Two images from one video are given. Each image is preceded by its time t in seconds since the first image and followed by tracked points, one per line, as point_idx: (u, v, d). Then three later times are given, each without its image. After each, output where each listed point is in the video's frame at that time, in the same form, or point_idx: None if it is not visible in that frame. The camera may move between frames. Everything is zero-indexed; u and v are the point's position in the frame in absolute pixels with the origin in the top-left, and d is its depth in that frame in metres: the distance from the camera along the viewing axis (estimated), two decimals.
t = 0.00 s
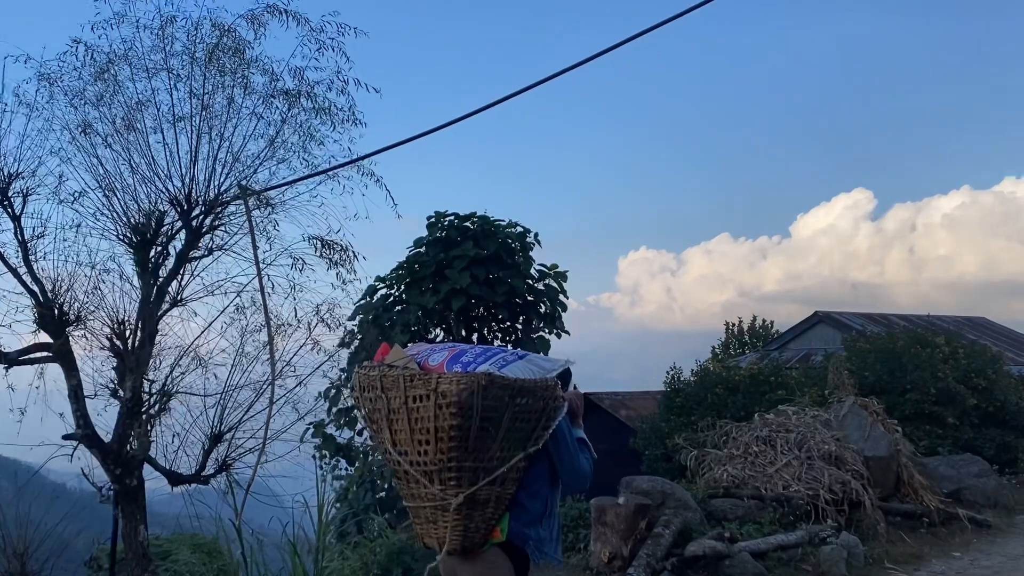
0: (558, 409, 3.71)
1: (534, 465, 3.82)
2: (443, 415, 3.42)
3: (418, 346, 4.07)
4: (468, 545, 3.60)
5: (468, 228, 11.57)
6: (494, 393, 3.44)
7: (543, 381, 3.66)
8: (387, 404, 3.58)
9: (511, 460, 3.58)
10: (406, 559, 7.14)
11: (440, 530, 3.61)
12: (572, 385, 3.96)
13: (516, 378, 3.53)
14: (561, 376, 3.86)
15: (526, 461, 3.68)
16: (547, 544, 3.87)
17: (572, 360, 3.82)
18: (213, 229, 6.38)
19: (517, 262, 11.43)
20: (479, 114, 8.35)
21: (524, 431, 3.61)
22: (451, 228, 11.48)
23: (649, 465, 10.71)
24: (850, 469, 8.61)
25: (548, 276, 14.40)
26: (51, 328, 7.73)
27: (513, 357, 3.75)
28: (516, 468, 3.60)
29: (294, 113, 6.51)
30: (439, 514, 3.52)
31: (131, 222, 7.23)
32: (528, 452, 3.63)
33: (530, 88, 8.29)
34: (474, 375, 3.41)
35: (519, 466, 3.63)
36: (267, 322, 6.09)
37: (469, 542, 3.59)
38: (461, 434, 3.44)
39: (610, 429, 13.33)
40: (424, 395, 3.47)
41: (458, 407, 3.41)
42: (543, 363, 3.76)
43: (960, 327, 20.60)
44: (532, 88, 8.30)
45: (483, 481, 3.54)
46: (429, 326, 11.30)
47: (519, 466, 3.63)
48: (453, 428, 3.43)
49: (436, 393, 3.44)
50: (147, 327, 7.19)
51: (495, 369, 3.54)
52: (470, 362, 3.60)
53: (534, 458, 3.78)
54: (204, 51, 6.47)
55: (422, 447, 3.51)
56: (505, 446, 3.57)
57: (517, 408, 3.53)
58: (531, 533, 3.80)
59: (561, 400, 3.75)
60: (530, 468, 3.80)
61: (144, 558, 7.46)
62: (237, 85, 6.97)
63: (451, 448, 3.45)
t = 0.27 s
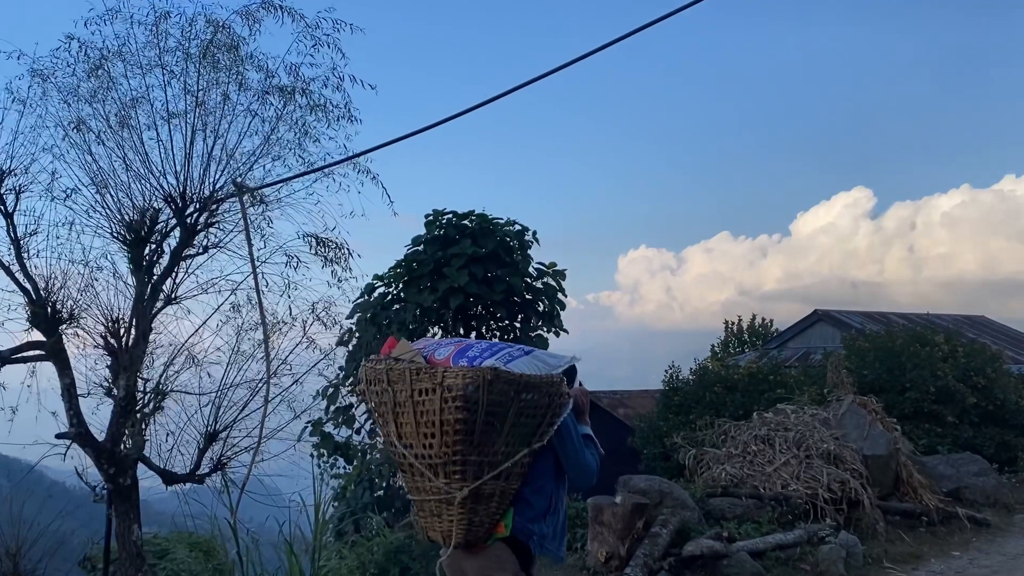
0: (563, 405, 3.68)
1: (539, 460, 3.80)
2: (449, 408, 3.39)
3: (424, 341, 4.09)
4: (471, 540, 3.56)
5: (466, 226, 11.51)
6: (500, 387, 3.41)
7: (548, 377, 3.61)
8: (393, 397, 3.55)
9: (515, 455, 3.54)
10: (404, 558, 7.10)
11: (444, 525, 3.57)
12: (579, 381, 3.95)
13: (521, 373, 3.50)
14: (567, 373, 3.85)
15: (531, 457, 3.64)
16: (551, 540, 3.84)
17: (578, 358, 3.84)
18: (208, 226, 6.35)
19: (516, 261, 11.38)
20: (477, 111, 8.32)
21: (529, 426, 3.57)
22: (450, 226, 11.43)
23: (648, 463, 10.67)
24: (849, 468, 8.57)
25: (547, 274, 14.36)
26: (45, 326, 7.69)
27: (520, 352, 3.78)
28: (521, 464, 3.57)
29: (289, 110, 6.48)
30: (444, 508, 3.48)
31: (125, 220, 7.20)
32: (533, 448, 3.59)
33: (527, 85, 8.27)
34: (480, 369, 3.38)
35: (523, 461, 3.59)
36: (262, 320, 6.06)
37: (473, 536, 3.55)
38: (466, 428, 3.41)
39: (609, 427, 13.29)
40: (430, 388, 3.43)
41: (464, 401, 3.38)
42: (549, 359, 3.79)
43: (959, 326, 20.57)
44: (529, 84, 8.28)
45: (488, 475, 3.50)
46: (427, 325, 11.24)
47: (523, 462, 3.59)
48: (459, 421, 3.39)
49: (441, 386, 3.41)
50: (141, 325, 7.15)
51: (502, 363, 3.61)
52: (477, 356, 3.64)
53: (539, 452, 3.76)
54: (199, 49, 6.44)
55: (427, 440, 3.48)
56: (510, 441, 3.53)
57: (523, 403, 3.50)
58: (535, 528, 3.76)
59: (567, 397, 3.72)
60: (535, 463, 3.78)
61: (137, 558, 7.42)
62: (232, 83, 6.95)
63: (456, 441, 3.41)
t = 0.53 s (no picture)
0: (569, 402, 3.64)
1: (543, 456, 3.74)
2: (454, 401, 3.39)
3: (431, 335, 4.04)
4: (475, 533, 3.57)
5: (464, 225, 11.46)
6: (506, 381, 3.41)
7: (553, 373, 3.58)
8: (399, 390, 3.56)
9: (520, 451, 3.53)
10: (400, 558, 7.06)
11: (448, 517, 3.58)
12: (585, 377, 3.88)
13: (528, 368, 3.48)
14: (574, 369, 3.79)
15: (536, 453, 3.62)
16: (554, 535, 3.78)
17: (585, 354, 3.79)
18: (202, 224, 6.32)
19: (513, 259, 11.34)
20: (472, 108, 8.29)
21: (534, 422, 3.56)
22: (447, 225, 11.38)
23: (646, 463, 10.63)
24: (847, 468, 8.53)
25: (544, 272, 14.33)
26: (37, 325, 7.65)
27: (527, 347, 3.73)
28: (526, 459, 3.55)
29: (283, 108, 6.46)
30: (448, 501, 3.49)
31: (119, 218, 7.17)
32: (538, 444, 3.58)
33: (521, 82, 8.22)
34: (486, 363, 3.38)
35: (529, 457, 3.58)
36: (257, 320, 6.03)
37: (477, 530, 3.56)
38: (471, 422, 3.41)
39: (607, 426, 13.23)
40: (436, 381, 3.44)
41: (470, 395, 3.38)
42: (557, 354, 3.74)
43: (957, 324, 20.53)
44: (524, 81, 8.23)
45: (493, 470, 3.50)
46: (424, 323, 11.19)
47: (528, 457, 3.58)
48: (464, 415, 3.40)
49: (448, 379, 3.42)
50: (134, 324, 7.12)
51: (508, 359, 3.53)
52: (483, 350, 3.59)
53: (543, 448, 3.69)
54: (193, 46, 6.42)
55: (432, 433, 3.49)
56: (515, 436, 3.53)
57: (528, 398, 3.48)
58: (539, 524, 3.71)
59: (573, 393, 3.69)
60: (540, 459, 3.72)
61: (131, 558, 7.39)
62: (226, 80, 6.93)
63: (461, 434, 3.42)
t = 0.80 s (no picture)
0: (575, 399, 3.60)
1: (548, 452, 3.70)
2: (461, 395, 3.37)
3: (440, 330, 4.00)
4: (479, 528, 3.53)
5: (461, 223, 11.40)
6: (513, 376, 3.39)
7: (560, 369, 3.56)
8: (406, 383, 3.54)
9: (527, 446, 3.50)
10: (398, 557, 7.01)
11: (453, 512, 3.55)
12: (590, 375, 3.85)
13: (536, 364, 3.46)
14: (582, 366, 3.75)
15: (543, 449, 3.59)
16: (560, 532, 3.73)
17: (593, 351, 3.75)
18: (196, 221, 6.30)
19: (511, 258, 11.31)
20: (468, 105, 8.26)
21: (541, 418, 3.52)
22: (445, 223, 11.32)
23: (644, 461, 10.60)
24: (845, 467, 8.50)
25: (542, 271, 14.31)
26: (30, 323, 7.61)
27: (535, 343, 3.69)
28: (532, 455, 3.51)
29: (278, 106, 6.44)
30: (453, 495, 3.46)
31: (113, 215, 7.15)
32: (544, 440, 3.54)
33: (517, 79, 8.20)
34: (495, 357, 3.37)
35: (535, 453, 3.54)
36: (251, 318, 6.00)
37: (481, 525, 3.51)
38: (478, 415, 3.38)
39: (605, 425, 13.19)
40: (444, 374, 3.43)
41: (477, 388, 3.36)
42: (564, 351, 3.69)
43: (957, 323, 20.50)
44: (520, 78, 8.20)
45: (498, 465, 3.46)
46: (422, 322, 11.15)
47: (535, 453, 3.54)
48: (471, 409, 3.38)
49: (455, 372, 3.40)
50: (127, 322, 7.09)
51: (516, 354, 3.51)
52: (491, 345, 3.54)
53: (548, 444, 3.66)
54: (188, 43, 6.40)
55: (439, 427, 3.47)
56: (522, 431, 3.50)
57: (535, 394, 3.45)
58: (544, 520, 3.65)
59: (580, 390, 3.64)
60: (545, 455, 3.68)
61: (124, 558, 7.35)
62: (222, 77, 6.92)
63: (468, 428, 3.39)
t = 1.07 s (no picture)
0: (585, 394, 3.55)
1: (556, 449, 3.67)
2: (472, 388, 3.30)
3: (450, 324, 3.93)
4: (488, 523, 3.48)
5: (459, 220, 11.32)
6: (524, 370, 3.32)
7: (571, 365, 3.50)
8: (417, 375, 3.46)
9: (536, 442, 3.44)
10: (395, 556, 6.96)
11: (462, 506, 3.49)
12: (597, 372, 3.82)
13: (546, 359, 3.40)
14: (591, 362, 3.69)
15: (552, 444, 3.54)
16: (567, 528, 3.69)
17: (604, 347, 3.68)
18: (189, 217, 6.24)
19: (509, 255, 11.26)
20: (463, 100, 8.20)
21: (551, 413, 3.47)
22: (443, 221, 11.24)
23: (642, 459, 10.55)
24: (844, 464, 8.45)
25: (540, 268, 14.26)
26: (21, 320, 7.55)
27: (545, 337, 3.62)
28: (541, 450, 3.46)
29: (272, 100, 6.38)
30: (462, 489, 3.39)
31: (105, 211, 7.09)
32: (553, 436, 3.49)
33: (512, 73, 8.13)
34: (507, 351, 3.29)
35: (544, 448, 3.49)
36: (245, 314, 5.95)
37: (489, 520, 3.46)
38: (489, 409, 3.32)
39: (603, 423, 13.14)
40: (456, 367, 3.34)
41: (489, 382, 3.29)
42: (574, 346, 3.63)
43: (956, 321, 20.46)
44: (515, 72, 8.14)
45: (508, 459, 3.41)
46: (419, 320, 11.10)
47: (544, 448, 3.49)
48: (482, 402, 3.31)
49: (466, 366, 3.32)
50: (120, 319, 7.02)
51: (527, 348, 3.41)
52: (501, 338, 3.47)
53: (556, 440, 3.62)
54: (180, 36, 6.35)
55: (449, 420, 3.39)
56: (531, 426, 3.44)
57: (546, 389, 3.39)
58: (552, 516, 3.62)
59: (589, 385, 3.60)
60: (553, 451, 3.65)
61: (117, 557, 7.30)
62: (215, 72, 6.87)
63: (478, 422, 3.32)
